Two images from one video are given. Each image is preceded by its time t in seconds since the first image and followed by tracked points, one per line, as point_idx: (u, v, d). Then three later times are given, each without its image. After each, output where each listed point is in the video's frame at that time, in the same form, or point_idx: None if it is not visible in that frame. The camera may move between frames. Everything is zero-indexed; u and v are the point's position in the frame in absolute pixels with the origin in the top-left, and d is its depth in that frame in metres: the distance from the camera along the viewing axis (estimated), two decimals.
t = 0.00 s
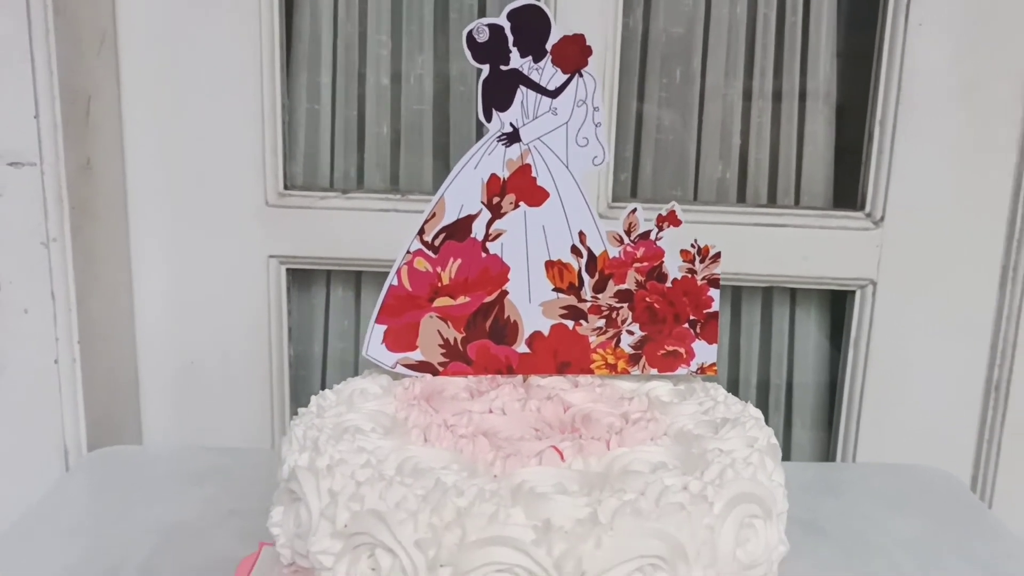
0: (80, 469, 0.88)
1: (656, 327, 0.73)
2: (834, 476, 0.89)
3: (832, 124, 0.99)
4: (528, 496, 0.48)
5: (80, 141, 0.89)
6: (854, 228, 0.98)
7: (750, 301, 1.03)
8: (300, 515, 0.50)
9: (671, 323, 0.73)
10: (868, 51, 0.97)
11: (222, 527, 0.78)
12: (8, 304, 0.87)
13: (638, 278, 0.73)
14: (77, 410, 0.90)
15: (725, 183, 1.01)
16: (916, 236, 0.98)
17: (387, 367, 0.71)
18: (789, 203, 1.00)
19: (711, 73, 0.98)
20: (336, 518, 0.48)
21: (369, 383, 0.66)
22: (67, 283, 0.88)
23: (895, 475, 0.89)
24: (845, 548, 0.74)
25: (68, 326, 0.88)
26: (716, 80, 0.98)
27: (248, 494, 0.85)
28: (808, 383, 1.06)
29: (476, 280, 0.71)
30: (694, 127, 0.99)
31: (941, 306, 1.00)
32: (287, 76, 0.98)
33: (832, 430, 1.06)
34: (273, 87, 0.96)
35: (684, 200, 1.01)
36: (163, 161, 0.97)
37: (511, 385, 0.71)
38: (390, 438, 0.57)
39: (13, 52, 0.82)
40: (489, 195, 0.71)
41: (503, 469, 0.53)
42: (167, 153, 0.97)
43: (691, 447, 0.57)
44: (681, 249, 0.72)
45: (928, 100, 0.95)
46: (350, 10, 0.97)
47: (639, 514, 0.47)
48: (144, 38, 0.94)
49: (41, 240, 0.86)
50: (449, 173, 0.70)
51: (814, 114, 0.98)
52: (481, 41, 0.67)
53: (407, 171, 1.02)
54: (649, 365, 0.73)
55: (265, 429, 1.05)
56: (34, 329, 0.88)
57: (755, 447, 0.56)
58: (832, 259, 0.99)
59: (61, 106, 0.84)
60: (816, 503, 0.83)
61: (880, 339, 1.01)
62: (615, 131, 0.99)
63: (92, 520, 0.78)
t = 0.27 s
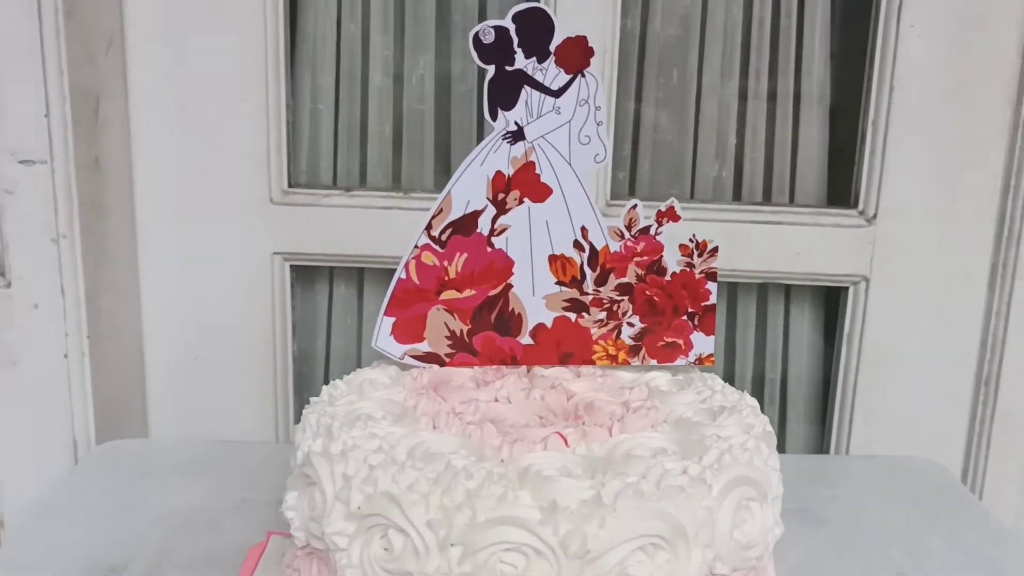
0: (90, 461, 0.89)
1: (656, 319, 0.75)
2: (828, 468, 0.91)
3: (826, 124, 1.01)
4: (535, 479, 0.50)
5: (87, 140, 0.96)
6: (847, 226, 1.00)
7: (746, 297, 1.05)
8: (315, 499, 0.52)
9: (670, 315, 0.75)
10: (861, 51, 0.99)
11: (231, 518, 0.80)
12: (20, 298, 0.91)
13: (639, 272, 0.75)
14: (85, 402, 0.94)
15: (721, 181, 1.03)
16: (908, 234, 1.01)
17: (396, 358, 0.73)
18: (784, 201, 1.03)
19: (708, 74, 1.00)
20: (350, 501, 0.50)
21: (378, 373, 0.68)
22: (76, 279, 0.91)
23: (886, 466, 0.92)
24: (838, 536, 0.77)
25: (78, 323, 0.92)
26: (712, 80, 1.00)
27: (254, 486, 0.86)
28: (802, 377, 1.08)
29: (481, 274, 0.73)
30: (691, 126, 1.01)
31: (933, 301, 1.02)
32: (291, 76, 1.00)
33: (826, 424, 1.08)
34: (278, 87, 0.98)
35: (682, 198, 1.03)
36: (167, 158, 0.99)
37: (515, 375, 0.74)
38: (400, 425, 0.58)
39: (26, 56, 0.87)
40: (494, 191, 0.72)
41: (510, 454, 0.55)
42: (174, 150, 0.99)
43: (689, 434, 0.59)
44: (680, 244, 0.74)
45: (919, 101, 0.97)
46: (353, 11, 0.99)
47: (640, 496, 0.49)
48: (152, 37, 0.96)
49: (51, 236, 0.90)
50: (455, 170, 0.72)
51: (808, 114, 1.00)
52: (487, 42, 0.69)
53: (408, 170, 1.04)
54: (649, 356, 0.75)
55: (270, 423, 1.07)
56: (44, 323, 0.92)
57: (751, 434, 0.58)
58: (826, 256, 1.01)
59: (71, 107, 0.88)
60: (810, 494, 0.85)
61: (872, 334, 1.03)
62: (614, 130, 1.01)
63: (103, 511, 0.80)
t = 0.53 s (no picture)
0: (97, 457, 0.91)
1: (656, 316, 0.76)
2: (824, 463, 0.92)
3: (822, 124, 1.02)
4: (539, 470, 0.52)
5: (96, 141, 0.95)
6: (843, 225, 1.02)
7: (744, 296, 1.07)
8: (324, 490, 0.54)
9: (670, 312, 0.76)
10: (857, 53, 1.00)
11: (238, 512, 0.81)
12: (28, 295, 0.93)
13: (639, 270, 0.76)
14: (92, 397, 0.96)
15: (719, 181, 1.04)
16: (904, 233, 1.02)
17: (402, 354, 0.75)
18: (781, 200, 1.04)
19: (706, 76, 1.01)
20: (360, 492, 0.52)
21: (385, 368, 0.69)
22: (84, 277, 0.93)
23: (880, 460, 0.93)
24: (834, 529, 0.78)
25: (85, 320, 0.94)
26: (710, 81, 1.01)
27: (259, 481, 0.88)
28: (799, 375, 1.09)
29: (486, 271, 0.74)
30: (689, 127, 1.03)
31: (928, 300, 1.03)
32: (295, 77, 1.01)
33: (823, 421, 1.10)
34: (281, 88, 0.99)
35: (680, 198, 1.04)
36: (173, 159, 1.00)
37: (519, 370, 0.75)
38: (407, 419, 0.60)
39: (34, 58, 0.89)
40: (498, 190, 0.74)
41: (515, 446, 0.56)
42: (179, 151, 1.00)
43: (690, 427, 0.60)
44: (679, 242, 0.76)
45: (913, 102, 0.99)
46: (355, 13, 1.00)
47: (642, 487, 0.51)
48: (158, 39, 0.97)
49: (59, 234, 0.92)
50: (460, 170, 0.73)
51: (805, 114, 1.02)
52: (491, 45, 0.70)
53: (410, 170, 1.05)
54: (649, 352, 0.76)
55: (273, 420, 1.08)
56: (52, 320, 0.94)
57: (750, 427, 0.59)
58: (823, 255, 1.03)
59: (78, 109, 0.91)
60: (807, 489, 0.86)
61: (868, 332, 1.04)
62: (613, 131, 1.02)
63: (112, 506, 0.81)
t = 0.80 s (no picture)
0: (106, 451, 0.93)
1: (654, 313, 0.78)
2: (817, 458, 0.94)
3: (816, 127, 1.04)
4: (544, 459, 0.54)
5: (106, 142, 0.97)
6: (835, 225, 1.04)
7: (738, 294, 1.09)
8: (337, 480, 0.56)
9: (668, 309, 0.78)
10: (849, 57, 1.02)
11: (246, 504, 0.83)
12: (39, 293, 0.96)
13: (638, 268, 0.78)
14: (101, 392, 0.99)
15: (715, 182, 1.06)
16: (895, 233, 1.04)
17: (409, 349, 0.77)
18: (775, 201, 1.06)
19: (702, 79, 1.03)
20: (372, 481, 0.54)
21: (393, 363, 0.71)
22: (94, 275, 0.96)
23: (871, 454, 0.96)
24: (826, 521, 0.80)
25: (94, 317, 0.97)
26: (705, 84, 1.03)
27: (265, 475, 0.90)
28: (793, 372, 1.11)
29: (490, 270, 0.76)
30: (686, 129, 1.05)
31: (918, 298, 1.06)
32: (299, 79, 1.03)
33: (816, 417, 1.12)
34: (286, 90, 1.01)
35: (676, 199, 1.06)
36: (179, 160, 1.02)
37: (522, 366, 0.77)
38: (416, 411, 0.62)
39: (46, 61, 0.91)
40: (502, 191, 0.76)
41: (520, 437, 0.58)
42: (185, 151, 1.02)
43: (687, 419, 0.62)
44: (677, 242, 0.78)
45: (904, 105, 1.01)
46: (358, 17, 1.02)
47: (642, 475, 0.53)
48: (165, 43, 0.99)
49: (69, 234, 0.95)
50: (466, 172, 0.76)
51: (799, 117, 1.04)
52: (496, 51, 0.72)
53: (412, 172, 1.07)
54: (648, 348, 0.78)
55: (277, 415, 1.10)
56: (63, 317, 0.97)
57: (745, 419, 0.61)
58: (816, 254, 1.05)
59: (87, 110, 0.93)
60: (800, 482, 0.88)
61: (860, 330, 1.07)
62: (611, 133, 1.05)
63: (123, 498, 0.84)
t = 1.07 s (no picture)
0: (111, 448, 0.94)
1: (652, 311, 0.80)
2: (812, 454, 0.96)
3: (810, 128, 1.06)
4: (545, 452, 0.55)
5: (111, 142, 0.97)
6: (829, 225, 1.06)
7: (734, 293, 1.10)
8: (344, 473, 0.58)
9: (665, 307, 0.80)
10: (843, 59, 1.04)
11: (249, 500, 0.85)
12: (44, 292, 0.96)
13: (636, 267, 0.80)
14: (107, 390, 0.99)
15: (711, 182, 1.08)
16: (888, 233, 1.06)
17: (412, 346, 0.78)
18: (770, 201, 1.08)
19: (698, 81, 1.05)
20: (378, 473, 0.56)
21: (397, 360, 0.73)
22: (99, 274, 0.96)
23: (865, 451, 0.97)
24: (820, 516, 0.82)
25: (99, 315, 0.97)
26: (702, 86, 1.05)
27: (268, 471, 0.91)
28: (787, 370, 1.13)
29: (492, 269, 0.78)
30: (682, 131, 1.06)
31: (911, 297, 1.07)
32: (301, 81, 1.05)
33: (811, 414, 1.13)
34: (288, 92, 1.03)
35: (673, 199, 1.08)
36: (183, 161, 1.04)
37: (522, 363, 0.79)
38: (420, 406, 0.63)
39: (52, 61, 0.91)
40: (504, 192, 0.77)
41: (521, 431, 0.60)
42: (189, 152, 1.04)
43: (684, 413, 0.64)
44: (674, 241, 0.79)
45: (897, 107, 1.03)
46: (359, 20, 1.04)
47: (640, 466, 0.55)
48: (169, 45, 1.01)
49: (75, 233, 0.95)
50: (468, 173, 0.77)
51: (793, 118, 1.06)
52: (498, 56, 0.74)
53: (412, 172, 1.08)
54: (646, 345, 0.80)
55: (278, 413, 1.11)
56: (69, 316, 0.97)
57: (740, 413, 0.63)
58: (811, 254, 1.06)
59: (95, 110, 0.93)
60: (795, 478, 0.90)
61: (854, 328, 1.08)
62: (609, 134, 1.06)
63: (129, 494, 0.85)
